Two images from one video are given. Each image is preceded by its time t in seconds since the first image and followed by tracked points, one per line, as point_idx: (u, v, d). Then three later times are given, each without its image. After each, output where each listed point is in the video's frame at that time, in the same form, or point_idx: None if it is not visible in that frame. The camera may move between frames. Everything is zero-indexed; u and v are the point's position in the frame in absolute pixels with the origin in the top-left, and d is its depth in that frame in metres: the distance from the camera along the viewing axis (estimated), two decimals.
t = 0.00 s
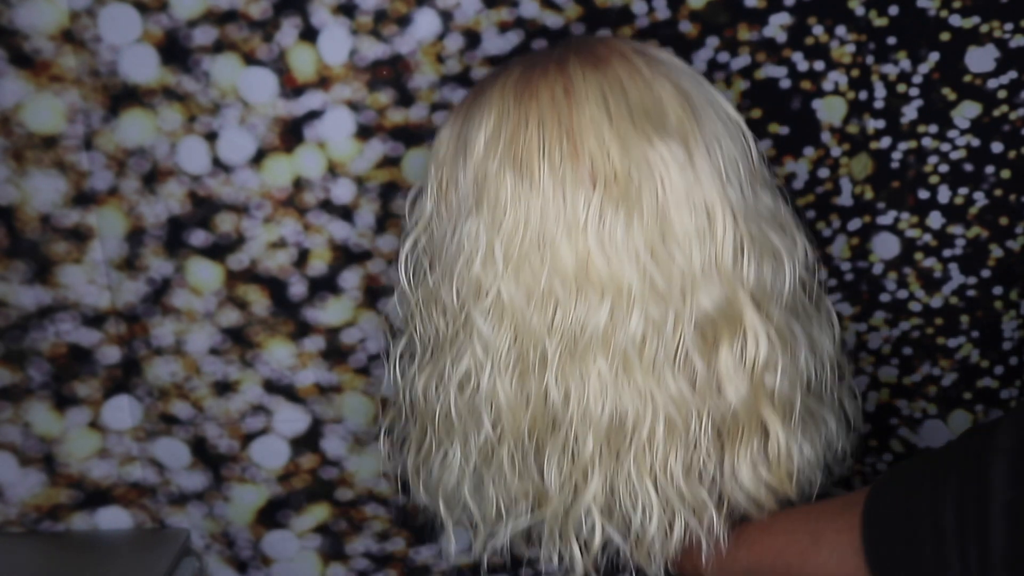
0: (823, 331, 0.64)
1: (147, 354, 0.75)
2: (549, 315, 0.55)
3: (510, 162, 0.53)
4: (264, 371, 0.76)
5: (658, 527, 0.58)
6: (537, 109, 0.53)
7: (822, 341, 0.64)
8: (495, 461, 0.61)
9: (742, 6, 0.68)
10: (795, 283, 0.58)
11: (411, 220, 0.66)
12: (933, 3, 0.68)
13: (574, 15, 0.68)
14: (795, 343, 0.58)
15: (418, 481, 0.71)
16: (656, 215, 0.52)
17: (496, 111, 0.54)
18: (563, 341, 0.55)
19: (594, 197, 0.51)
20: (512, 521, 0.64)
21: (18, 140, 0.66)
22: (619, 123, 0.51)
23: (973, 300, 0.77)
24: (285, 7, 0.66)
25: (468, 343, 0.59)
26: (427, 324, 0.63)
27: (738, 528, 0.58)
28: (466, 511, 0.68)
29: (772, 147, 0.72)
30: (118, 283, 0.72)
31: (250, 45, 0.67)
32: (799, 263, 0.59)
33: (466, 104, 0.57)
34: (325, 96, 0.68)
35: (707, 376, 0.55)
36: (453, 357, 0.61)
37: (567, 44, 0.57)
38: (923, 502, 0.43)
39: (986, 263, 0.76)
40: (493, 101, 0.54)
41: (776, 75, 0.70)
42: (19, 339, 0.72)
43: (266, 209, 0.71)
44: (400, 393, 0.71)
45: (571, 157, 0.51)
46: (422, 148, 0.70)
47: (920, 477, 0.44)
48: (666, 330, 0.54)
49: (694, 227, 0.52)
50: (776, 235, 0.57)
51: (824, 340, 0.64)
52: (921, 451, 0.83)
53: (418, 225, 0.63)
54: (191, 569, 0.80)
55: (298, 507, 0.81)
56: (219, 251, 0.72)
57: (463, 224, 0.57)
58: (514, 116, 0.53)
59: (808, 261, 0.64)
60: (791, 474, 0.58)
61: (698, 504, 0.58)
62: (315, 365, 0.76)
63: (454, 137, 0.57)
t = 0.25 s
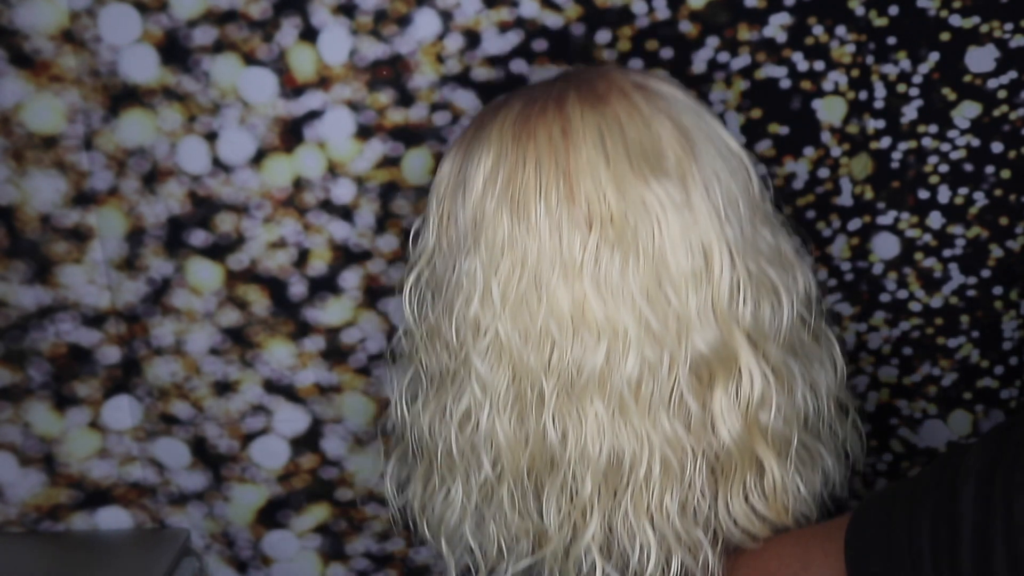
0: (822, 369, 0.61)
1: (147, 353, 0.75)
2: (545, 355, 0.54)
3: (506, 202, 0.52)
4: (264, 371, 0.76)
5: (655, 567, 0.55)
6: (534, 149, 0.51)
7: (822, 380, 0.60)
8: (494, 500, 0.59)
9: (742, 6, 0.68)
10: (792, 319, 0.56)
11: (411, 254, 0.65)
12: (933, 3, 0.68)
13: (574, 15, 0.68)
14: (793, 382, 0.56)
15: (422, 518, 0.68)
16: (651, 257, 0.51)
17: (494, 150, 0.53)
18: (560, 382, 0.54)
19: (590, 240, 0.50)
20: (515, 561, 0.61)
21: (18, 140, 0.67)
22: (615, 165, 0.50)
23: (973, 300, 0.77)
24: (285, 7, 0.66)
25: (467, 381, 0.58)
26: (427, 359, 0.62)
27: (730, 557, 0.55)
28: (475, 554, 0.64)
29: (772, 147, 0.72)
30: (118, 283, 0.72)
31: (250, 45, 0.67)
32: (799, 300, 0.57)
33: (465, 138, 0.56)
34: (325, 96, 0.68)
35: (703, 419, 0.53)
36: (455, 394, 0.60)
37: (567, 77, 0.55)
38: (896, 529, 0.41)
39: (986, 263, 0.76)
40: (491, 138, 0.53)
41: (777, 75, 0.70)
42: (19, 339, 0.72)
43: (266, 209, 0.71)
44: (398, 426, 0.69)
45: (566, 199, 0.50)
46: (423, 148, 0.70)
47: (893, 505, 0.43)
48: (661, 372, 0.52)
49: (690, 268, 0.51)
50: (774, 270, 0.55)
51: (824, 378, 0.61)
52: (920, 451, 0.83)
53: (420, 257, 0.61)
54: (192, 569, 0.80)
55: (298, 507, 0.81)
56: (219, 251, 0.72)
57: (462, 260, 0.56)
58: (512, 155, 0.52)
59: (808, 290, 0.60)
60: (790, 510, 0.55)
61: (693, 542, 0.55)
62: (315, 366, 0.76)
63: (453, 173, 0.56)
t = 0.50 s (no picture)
0: (812, 375, 0.60)
1: (147, 354, 0.75)
2: (543, 367, 0.53)
3: (499, 216, 0.51)
4: (263, 371, 0.76)
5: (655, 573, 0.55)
6: (525, 163, 0.51)
7: (812, 386, 0.60)
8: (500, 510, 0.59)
9: (742, 6, 0.68)
10: (783, 324, 0.55)
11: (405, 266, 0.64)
12: (933, 3, 0.68)
13: (574, 15, 0.68)
14: (785, 388, 0.55)
15: (428, 533, 0.67)
16: (646, 268, 0.50)
17: (484, 165, 0.51)
18: (562, 394, 0.53)
19: (584, 253, 0.50)
20: (520, 572, 0.60)
21: (18, 140, 0.67)
22: (606, 178, 0.50)
23: (973, 300, 0.77)
24: (285, 7, 0.66)
25: (465, 396, 0.57)
26: (420, 374, 0.61)
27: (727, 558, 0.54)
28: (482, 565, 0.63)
29: (772, 147, 0.72)
30: (118, 283, 0.72)
31: (250, 44, 0.67)
32: (789, 305, 0.57)
33: (452, 153, 0.54)
34: (325, 96, 0.68)
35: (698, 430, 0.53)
36: (453, 410, 0.59)
37: (553, 89, 0.54)
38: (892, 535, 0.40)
39: (986, 263, 0.76)
40: (481, 153, 0.52)
41: (777, 75, 0.70)
42: (19, 339, 0.72)
43: (266, 209, 0.71)
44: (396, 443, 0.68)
45: (559, 213, 0.50)
46: (423, 148, 0.70)
47: (889, 509, 0.41)
48: (659, 381, 0.52)
49: (684, 277, 0.50)
50: (763, 276, 0.55)
51: (815, 383, 0.60)
52: (920, 451, 0.83)
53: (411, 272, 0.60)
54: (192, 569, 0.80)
55: (298, 507, 0.81)
56: (219, 251, 0.72)
57: (456, 275, 0.55)
58: (502, 170, 0.51)
59: (796, 296, 0.59)
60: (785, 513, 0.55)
61: (693, 548, 0.54)
62: (315, 365, 0.76)
63: (441, 189, 0.54)
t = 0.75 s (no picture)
0: (792, 370, 0.61)
1: (147, 354, 0.75)
2: (530, 366, 0.53)
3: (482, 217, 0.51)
4: (263, 371, 0.76)
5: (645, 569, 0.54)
6: (508, 164, 0.50)
7: (794, 380, 0.60)
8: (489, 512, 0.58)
9: (742, 6, 0.68)
10: (763, 319, 0.56)
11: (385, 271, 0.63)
12: (933, 3, 0.68)
13: (574, 15, 0.68)
14: (767, 381, 0.56)
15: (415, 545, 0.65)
16: (630, 266, 0.50)
17: (467, 166, 0.51)
18: (549, 393, 0.53)
19: (568, 253, 0.50)
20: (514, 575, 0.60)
21: (18, 140, 0.67)
22: (588, 178, 0.50)
23: (973, 300, 0.78)
24: (285, 7, 0.66)
25: (450, 398, 0.57)
26: (404, 378, 0.60)
27: (718, 554, 0.54)
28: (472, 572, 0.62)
29: (772, 147, 0.72)
30: (118, 283, 0.72)
31: (250, 44, 0.67)
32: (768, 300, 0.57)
33: (435, 155, 0.54)
34: (325, 96, 0.68)
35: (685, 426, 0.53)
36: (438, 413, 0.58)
37: (534, 90, 0.54)
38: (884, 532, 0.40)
39: (986, 263, 0.76)
40: (463, 155, 0.52)
41: (777, 75, 0.70)
42: (19, 339, 0.72)
43: (266, 209, 0.71)
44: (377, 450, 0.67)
45: (542, 212, 0.50)
46: (422, 148, 0.70)
47: (879, 507, 0.42)
48: (645, 377, 0.52)
49: (667, 275, 0.51)
50: (743, 273, 0.55)
51: (796, 377, 0.61)
52: (920, 451, 0.83)
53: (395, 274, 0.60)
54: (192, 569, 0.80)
55: (298, 507, 0.81)
56: (219, 251, 0.72)
57: (439, 277, 0.54)
58: (485, 171, 0.51)
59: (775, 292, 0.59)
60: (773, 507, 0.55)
61: (682, 543, 0.54)
62: (315, 365, 0.76)
63: (424, 191, 0.54)
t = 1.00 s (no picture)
0: (784, 360, 0.63)
1: (147, 354, 0.75)
2: (543, 371, 0.52)
3: (493, 222, 0.50)
4: (263, 371, 0.76)
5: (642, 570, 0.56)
6: (515, 167, 0.50)
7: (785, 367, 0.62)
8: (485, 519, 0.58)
9: (741, 6, 0.68)
10: (758, 311, 0.58)
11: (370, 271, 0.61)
12: (933, 3, 0.68)
13: (574, 15, 0.68)
14: (764, 372, 0.58)
15: (396, 543, 0.67)
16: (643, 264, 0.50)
17: (471, 172, 0.50)
18: (566, 396, 0.52)
19: (582, 254, 0.49)
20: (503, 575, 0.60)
21: (18, 140, 0.67)
22: (597, 177, 0.50)
23: (973, 300, 0.78)
24: (285, 7, 0.66)
25: (454, 407, 0.56)
26: (400, 388, 0.59)
27: (716, 548, 0.56)
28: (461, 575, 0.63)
29: (772, 147, 0.72)
30: (118, 283, 0.72)
31: (250, 44, 0.67)
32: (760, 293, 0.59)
33: (430, 163, 0.53)
34: (325, 96, 0.68)
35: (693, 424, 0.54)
36: (438, 421, 0.57)
37: (525, 92, 0.54)
38: (874, 527, 0.42)
39: (986, 263, 0.76)
40: (466, 160, 0.51)
41: (777, 75, 0.70)
42: (19, 339, 0.72)
43: (266, 209, 0.71)
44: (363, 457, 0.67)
45: (556, 213, 0.49)
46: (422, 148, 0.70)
47: (872, 502, 0.43)
48: (659, 378, 0.52)
49: (677, 270, 0.51)
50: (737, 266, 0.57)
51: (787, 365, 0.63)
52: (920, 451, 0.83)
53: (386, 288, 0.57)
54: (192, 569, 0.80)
55: (298, 507, 0.81)
56: (219, 251, 0.72)
57: (445, 287, 0.53)
58: (492, 176, 0.50)
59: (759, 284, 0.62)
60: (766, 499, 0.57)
61: (681, 542, 0.56)
62: (315, 366, 0.76)
63: (423, 201, 0.52)
